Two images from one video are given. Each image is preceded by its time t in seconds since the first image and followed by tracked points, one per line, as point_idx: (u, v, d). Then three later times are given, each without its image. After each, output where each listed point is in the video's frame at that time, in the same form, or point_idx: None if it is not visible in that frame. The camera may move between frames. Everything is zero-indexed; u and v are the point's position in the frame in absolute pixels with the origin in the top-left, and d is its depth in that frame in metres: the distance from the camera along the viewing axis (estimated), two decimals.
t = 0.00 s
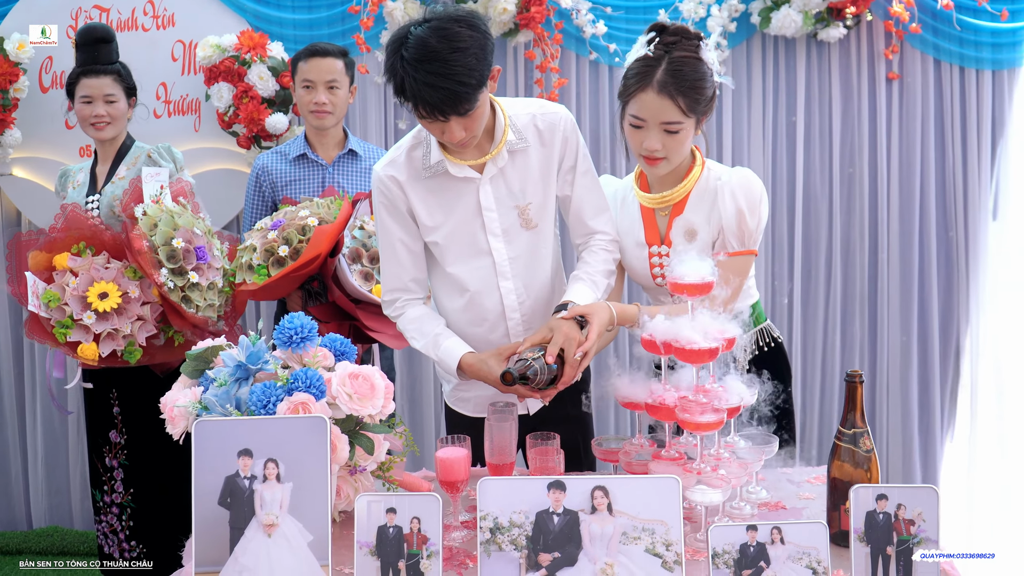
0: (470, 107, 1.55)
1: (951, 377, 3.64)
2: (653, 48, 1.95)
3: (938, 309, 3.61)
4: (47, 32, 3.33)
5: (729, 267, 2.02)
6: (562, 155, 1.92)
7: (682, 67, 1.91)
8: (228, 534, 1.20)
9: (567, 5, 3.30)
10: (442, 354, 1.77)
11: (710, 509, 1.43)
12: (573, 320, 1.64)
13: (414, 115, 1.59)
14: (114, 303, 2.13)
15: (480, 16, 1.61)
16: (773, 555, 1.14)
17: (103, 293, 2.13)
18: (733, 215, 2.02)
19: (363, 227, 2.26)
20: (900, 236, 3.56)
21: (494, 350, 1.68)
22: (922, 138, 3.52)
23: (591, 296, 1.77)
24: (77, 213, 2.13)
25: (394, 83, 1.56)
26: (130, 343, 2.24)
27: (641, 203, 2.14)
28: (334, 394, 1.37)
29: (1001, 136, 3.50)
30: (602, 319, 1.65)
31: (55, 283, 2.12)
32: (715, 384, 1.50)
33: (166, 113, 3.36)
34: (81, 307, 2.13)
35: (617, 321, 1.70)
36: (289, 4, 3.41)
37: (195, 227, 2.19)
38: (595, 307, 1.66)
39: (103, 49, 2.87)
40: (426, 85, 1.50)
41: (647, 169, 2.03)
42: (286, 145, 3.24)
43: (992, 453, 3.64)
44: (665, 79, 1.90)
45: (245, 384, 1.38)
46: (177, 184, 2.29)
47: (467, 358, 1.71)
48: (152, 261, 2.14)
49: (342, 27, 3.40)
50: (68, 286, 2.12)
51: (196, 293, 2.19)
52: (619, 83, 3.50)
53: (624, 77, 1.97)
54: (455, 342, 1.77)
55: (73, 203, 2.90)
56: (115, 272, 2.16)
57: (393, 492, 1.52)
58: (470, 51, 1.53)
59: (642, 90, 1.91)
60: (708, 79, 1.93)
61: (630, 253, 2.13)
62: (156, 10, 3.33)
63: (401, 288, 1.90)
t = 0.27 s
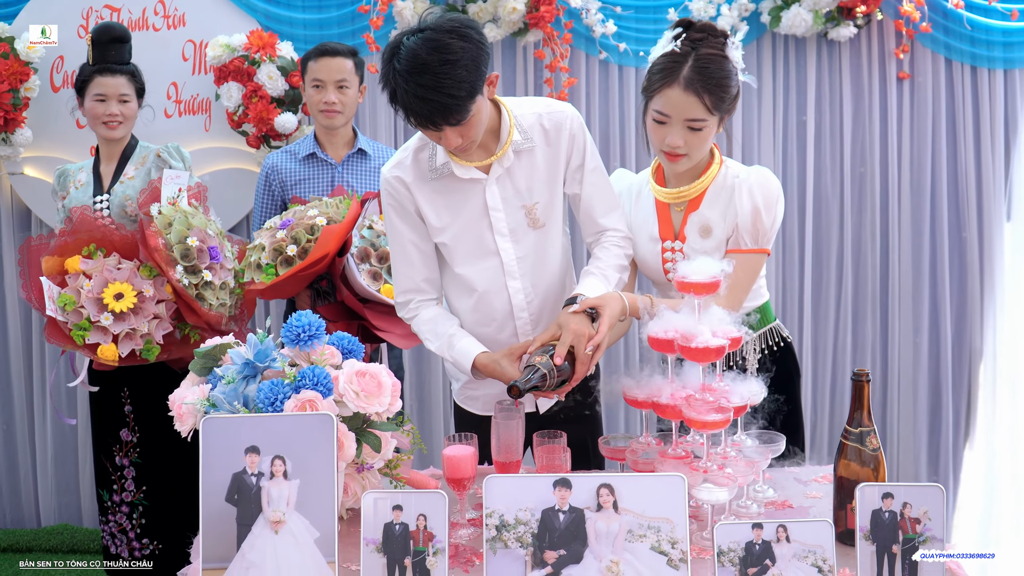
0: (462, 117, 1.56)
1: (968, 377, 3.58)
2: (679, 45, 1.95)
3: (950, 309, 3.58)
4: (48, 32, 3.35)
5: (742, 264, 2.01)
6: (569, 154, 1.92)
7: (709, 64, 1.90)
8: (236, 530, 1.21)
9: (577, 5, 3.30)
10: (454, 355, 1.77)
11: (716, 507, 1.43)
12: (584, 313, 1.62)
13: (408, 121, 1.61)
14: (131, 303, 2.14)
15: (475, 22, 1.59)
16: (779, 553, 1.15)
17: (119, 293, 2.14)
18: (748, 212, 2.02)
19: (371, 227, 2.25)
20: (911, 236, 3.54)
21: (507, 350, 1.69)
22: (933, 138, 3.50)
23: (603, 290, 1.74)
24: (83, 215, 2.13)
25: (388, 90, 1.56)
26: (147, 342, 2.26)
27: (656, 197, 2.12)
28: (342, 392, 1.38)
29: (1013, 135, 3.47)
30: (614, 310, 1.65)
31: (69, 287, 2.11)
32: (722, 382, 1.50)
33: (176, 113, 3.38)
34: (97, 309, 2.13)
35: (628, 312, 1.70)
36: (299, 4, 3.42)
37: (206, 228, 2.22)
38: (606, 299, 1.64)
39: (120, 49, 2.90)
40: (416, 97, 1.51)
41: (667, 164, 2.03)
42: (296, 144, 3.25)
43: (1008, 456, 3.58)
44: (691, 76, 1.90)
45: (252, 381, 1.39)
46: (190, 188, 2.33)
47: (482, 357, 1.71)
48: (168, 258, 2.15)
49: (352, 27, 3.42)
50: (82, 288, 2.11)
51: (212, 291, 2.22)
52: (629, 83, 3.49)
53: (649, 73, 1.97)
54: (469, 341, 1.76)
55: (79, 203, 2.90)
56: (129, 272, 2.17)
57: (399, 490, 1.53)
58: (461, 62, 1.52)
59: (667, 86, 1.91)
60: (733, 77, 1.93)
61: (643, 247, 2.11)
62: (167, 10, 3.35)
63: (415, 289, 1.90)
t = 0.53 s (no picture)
0: (466, 116, 1.56)
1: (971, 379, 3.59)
2: (699, 41, 1.95)
3: (958, 308, 3.56)
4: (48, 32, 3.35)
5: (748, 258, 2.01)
6: (573, 151, 1.92)
7: (729, 62, 1.90)
8: (239, 526, 1.22)
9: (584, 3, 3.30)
10: (460, 351, 1.77)
11: (719, 504, 1.43)
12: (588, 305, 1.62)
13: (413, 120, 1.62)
14: (173, 318, 2.10)
15: (478, 20, 1.58)
16: (780, 549, 1.15)
17: (160, 310, 2.09)
18: (761, 209, 2.02)
19: (377, 225, 2.24)
20: (919, 236, 3.53)
21: (513, 347, 1.69)
22: (941, 137, 3.49)
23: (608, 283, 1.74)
24: (117, 228, 2.07)
25: (392, 90, 1.57)
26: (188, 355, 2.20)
27: (668, 191, 2.12)
28: (345, 388, 1.38)
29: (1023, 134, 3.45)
30: (619, 302, 1.65)
31: (108, 309, 2.07)
32: (725, 379, 1.50)
33: (185, 111, 3.40)
34: (141, 329, 2.09)
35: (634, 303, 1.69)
36: (306, 3, 3.43)
37: (222, 231, 2.17)
38: (611, 290, 1.65)
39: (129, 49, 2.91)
40: (420, 97, 1.52)
41: (685, 163, 2.03)
42: (303, 143, 3.26)
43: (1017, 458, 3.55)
44: (711, 73, 1.89)
45: (257, 377, 1.39)
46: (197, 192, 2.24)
47: (488, 354, 1.71)
48: (199, 261, 2.08)
49: (360, 25, 3.42)
50: (124, 309, 2.06)
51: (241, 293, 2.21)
52: (636, 81, 3.48)
53: (668, 70, 1.96)
54: (476, 338, 1.77)
55: (86, 203, 2.91)
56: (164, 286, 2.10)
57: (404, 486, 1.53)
58: (464, 61, 1.52)
59: (686, 83, 1.91)
60: (753, 75, 1.93)
61: (652, 241, 2.11)
62: (175, 9, 3.37)
63: (421, 287, 1.90)
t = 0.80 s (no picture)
0: (471, 113, 1.56)
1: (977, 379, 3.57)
2: (718, 43, 1.92)
3: (964, 308, 3.54)
4: (47, 32, 3.34)
5: (750, 256, 2.00)
6: (576, 149, 1.92)
7: (749, 65, 1.88)
8: (238, 523, 1.22)
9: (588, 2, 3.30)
10: (462, 348, 1.78)
11: (719, 502, 1.43)
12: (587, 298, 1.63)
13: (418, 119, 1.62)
14: (195, 326, 1.89)
15: (481, 18, 1.59)
16: (778, 547, 1.16)
17: (180, 319, 1.88)
18: (767, 209, 1.99)
19: (380, 224, 2.23)
20: (925, 235, 3.51)
21: (513, 343, 1.69)
22: (947, 136, 3.47)
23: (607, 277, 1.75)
24: (128, 237, 1.87)
25: (397, 89, 1.58)
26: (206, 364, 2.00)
27: (675, 186, 2.11)
28: (344, 385, 1.38)
29: None
30: (617, 293, 1.67)
31: (129, 320, 1.88)
32: (725, 377, 1.50)
33: (189, 111, 3.41)
34: (163, 339, 1.89)
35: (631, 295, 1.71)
36: (311, 2, 3.44)
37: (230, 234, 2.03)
38: (608, 282, 1.66)
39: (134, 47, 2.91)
40: (424, 94, 1.52)
41: (701, 166, 2.02)
42: (307, 141, 3.26)
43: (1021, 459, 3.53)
44: (732, 77, 1.87)
45: (257, 375, 1.40)
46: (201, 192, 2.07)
47: (489, 351, 1.72)
48: (217, 265, 1.88)
49: (364, 24, 3.42)
50: (145, 319, 1.87)
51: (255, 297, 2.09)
52: (640, 79, 3.47)
53: (685, 72, 1.94)
54: (478, 335, 1.77)
55: (89, 202, 2.92)
56: (181, 292, 1.89)
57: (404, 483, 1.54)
58: (468, 59, 1.52)
59: (706, 87, 1.89)
60: (771, 79, 1.92)
61: (655, 235, 2.11)
62: (180, 8, 3.38)
63: (423, 285, 1.90)
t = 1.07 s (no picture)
0: (468, 110, 1.56)
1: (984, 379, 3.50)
2: (746, 56, 1.79)
3: (970, 308, 3.49)
4: (48, 32, 3.34)
5: (751, 261, 1.92)
6: (574, 147, 1.92)
7: (779, 82, 1.76)
8: (236, 518, 1.23)
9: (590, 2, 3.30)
10: (460, 345, 1.78)
11: (715, 499, 1.43)
12: (583, 292, 1.64)
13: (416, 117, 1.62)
14: (200, 326, 1.89)
15: (478, 16, 1.59)
16: (772, 543, 1.16)
17: (185, 320, 1.88)
18: (775, 215, 1.93)
19: (383, 222, 2.20)
20: (928, 234, 3.46)
21: (510, 338, 1.70)
22: (950, 135, 3.44)
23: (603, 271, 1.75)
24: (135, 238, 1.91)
25: (395, 87, 1.58)
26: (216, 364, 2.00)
27: (682, 183, 2.01)
28: (342, 382, 1.39)
29: None
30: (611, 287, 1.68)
31: (136, 321, 1.90)
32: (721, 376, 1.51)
33: (193, 110, 3.42)
34: (169, 338, 1.90)
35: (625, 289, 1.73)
36: (314, 2, 3.45)
37: (234, 233, 2.00)
38: (603, 276, 1.67)
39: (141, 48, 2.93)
40: (421, 91, 1.52)
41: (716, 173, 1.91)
42: (309, 140, 3.27)
43: None
44: (760, 94, 1.75)
45: (255, 371, 1.41)
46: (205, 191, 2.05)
47: (485, 347, 1.72)
48: (221, 265, 1.88)
49: (367, 24, 3.43)
50: (150, 319, 1.88)
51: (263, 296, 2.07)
52: (641, 79, 3.47)
53: (708, 82, 1.80)
54: (476, 331, 1.78)
55: (95, 201, 2.93)
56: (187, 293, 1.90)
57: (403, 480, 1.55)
58: (465, 56, 1.53)
59: (733, 102, 1.76)
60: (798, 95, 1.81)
61: (658, 231, 2.02)
62: (184, 8, 3.39)
63: (422, 282, 1.91)
